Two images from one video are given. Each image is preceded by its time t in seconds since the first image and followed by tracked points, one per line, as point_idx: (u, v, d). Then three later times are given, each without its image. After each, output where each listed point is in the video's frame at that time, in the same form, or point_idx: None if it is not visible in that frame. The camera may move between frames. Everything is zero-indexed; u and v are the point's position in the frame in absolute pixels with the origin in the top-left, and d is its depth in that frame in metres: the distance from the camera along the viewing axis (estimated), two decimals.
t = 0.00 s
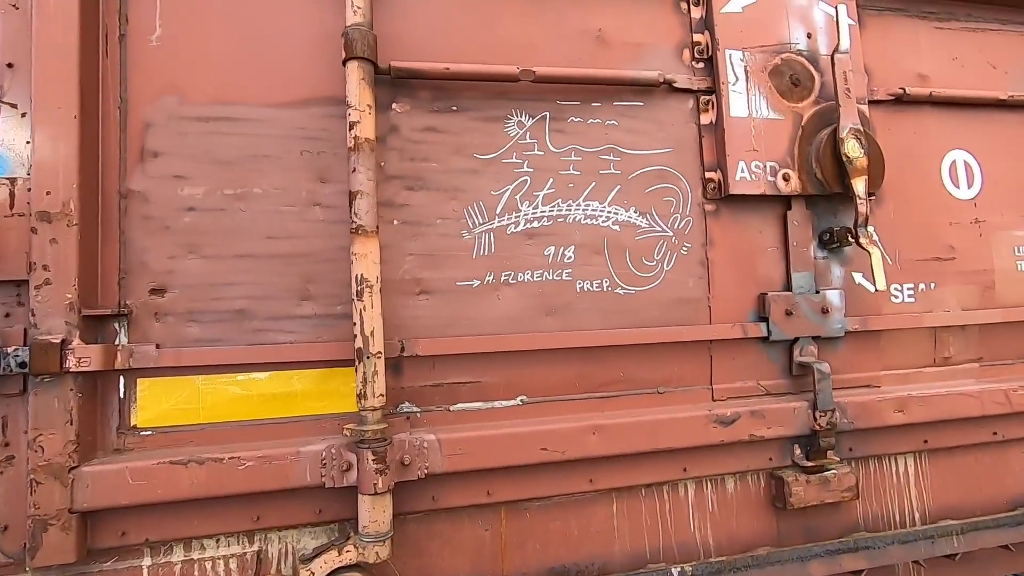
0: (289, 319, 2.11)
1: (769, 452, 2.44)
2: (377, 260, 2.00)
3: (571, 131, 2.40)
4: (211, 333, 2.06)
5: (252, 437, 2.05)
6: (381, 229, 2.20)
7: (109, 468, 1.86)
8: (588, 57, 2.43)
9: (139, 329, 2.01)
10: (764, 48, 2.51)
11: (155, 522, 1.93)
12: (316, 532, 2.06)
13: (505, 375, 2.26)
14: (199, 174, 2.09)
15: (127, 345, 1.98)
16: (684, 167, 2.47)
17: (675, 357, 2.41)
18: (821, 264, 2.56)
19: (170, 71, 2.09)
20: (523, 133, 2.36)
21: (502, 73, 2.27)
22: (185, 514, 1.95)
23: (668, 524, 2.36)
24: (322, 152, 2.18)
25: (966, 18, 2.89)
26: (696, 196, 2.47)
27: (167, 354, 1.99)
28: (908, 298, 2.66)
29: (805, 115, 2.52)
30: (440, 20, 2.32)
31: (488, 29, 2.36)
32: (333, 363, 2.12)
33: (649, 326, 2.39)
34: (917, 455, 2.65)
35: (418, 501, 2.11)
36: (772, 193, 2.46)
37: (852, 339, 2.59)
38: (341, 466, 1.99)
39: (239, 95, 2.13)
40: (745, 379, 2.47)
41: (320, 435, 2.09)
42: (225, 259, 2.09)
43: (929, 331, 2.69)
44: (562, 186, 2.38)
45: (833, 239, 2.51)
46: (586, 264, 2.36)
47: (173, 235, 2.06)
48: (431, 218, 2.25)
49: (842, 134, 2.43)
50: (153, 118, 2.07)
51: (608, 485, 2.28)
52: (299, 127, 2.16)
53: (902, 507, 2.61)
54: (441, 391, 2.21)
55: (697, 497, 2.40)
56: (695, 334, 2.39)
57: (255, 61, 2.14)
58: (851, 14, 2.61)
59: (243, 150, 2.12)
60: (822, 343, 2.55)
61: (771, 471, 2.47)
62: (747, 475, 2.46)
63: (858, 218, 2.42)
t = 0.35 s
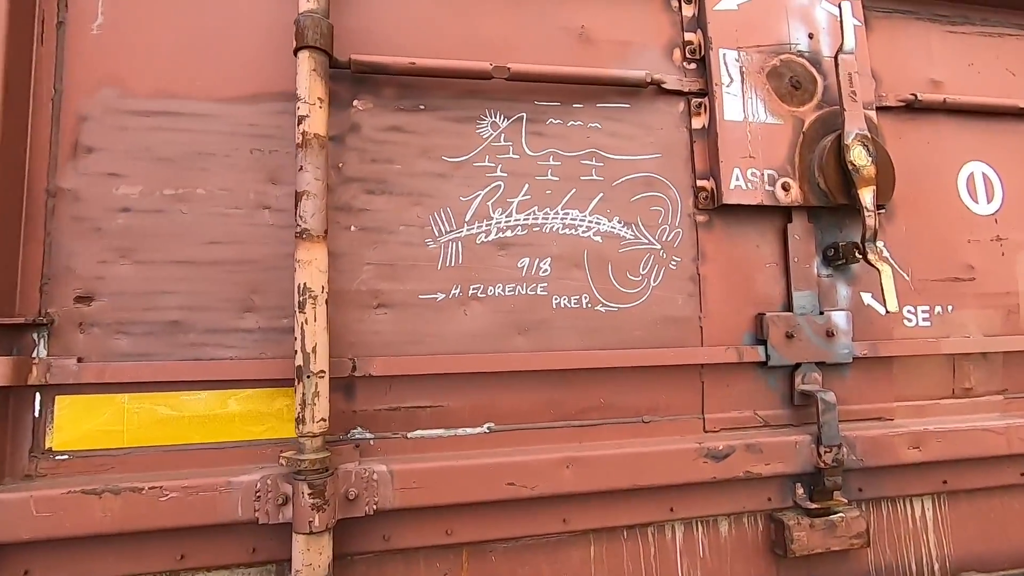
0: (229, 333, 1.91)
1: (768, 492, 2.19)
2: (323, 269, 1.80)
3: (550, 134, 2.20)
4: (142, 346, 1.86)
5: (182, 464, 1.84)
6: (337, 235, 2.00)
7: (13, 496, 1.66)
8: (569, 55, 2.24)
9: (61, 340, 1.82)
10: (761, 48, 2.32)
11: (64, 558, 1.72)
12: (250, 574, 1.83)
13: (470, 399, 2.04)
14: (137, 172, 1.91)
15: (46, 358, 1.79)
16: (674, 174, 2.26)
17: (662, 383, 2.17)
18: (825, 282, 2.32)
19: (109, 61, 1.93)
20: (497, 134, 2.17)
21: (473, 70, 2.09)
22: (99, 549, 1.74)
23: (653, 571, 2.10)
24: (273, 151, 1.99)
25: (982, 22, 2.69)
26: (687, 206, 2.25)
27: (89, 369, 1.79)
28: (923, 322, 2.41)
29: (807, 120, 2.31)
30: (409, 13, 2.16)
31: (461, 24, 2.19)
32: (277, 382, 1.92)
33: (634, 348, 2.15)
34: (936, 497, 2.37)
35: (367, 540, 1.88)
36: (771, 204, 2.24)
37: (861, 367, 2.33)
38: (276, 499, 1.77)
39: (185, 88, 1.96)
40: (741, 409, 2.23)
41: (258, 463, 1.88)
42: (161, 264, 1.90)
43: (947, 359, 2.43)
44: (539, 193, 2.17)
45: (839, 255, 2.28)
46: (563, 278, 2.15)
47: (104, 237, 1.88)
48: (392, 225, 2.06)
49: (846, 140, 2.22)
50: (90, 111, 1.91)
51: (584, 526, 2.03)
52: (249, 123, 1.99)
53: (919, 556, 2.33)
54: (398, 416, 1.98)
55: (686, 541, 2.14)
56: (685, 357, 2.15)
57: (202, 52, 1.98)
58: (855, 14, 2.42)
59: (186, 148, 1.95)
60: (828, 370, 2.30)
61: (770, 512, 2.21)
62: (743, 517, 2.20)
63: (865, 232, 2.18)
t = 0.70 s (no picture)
0: (193, 347, 1.84)
1: (768, 515, 2.04)
2: (286, 281, 1.72)
3: (532, 137, 2.11)
4: (103, 362, 1.79)
5: (142, 485, 1.76)
6: (308, 245, 1.92)
7: None
8: (552, 55, 2.15)
9: (20, 356, 1.76)
10: (755, 45, 2.20)
11: None
12: None
13: (447, 416, 1.93)
14: (101, 182, 1.85)
15: (3, 375, 1.73)
16: (663, 178, 2.15)
17: (651, 399, 2.05)
18: (828, 291, 2.18)
19: (74, 67, 1.87)
20: (476, 138, 2.08)
21: (450, 72, 2.02)
22: None
23: None
24: (242, 158, 1.93)
25: (995, 14, 2.54)
26: (678, 212, 2.14)
27: (46, 386, 1.72)
28: (936, 332, 2.26)
29: (805, 119, 2.18)
30: (384, 16, 2.09)
31: (439, 26, 2.11)
32: (241, 399, 1.83)
33: (622, 362, 2.03)
34: (954, 522, 2.19)
35: (336, 566, 1.78)
36: (767, 208, 2.11)
37: (869, 381, 2.18)
38: (236, 523, 1.68)
39: (152, 95, 1.90)
40: (738, 426, 2.09)
41: (224, 483, 1.81)
42: (125, 277, 1.83)
43: (963, 372, 2.27)
44: (520, 200, 2.07)
45: (841, 262, 2.14)
46: (546, 288, 2.04)
47: (66, 249, 1.81)
48: (365, 233, 1.97)
49: (848, 139, 2.08)
50: (55, 120, 1.85)
51: (569, 552, 1.90)
52: (216, 130, 1.92)
53: None
54: (370, 434, 1.89)
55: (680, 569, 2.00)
56: (676, 372, 2.03)
57: (170, 58, 1.92)
58: (856, 8, 2.30)
59: (151, 156, 1.88)
60: (833, 384, 2.15)
61: (771, 538, 2.06)
62: (742, 542, 2.05)
63: (871, 237, 2.04)
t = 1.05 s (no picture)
0: (165, 360, 1.83)
1: (757, 533, 1.96)
2: (253, 293, 1.70)
3: (511, 144, 2.07)
4: (75, 376, 1.79)
5: (113, 499, 1.75)
6: (280, 257, 1.90)
7: None
8: (531, 61, 2.12)
9: None
10: (740, 46, 2.14)
11: None
12: None
13: (422, 429, 1.89)
14: (75, 195, 1.86)
15: None
16: (646, 184, 2.09)
17: (634, 412, 1.99)
18: (820, 298, 2.10)
19: (50, 82, 1.88)
20: (452, 146, 2.04)
21: (424, 80, 1.99)
22: None
23: None
24: (215, 170, 1.92)
25: (999, 9, 2.43)
26: (661, 219, 2.08)
27: (17, 400, 1.73)
28: (937, 341, 2.16)
29: (794, 121, 2.11)
30: (360, 25, 2.07)
31: (416, 34, 2.09)
32: (212, 412, 1.81)
33: (603, 373, 1.98)
34: (959, 540, 2.08)
35: None
36: (753, 214, 2.04)
37: (866, 392, 2.08)
38: (202, 540, 1.66)
39: (126, 109, 1.91)
40: (726, 440, 2.01)
41: (193, 498, 1.78)
42: (98, 290, 1.83)
43: (967, 383, 2.16)
44: (498, 208, 2.03)
45: (833, 268, 2.06)
46: (524, 298, 1.99)
47: (40, 263, 1.81)
48: (339, 243, 1.94)
49: (837, 142, 2.01)
50: (31, 135, 1.86)
51: (546, 570, 1.84)
52: (190, 142, 1.92)
53: None
54: (343, 448, 1.85)
55: None
56: (659, 383, 1.96)
57: (145, 71, 1.93)
58: (847, 6, 2.23)
59: (126, 169, 1.89)
60: (826, 396, 2.06)
61: (761, 556, 1.98)
62: (730, 560, 1.97)
63: (862, 242, 1.96)
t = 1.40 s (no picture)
0: (153, 365, 1.84)
1: (750, 540, 1.91)
2: (236, 299, 1.71)
3: (497, 148, 2.06)
4: (64, 382, 1.81)
5: (101, 504, 1.76)
6: (267, 262, 1.91)
7: None
8: (517, 64, 2.12)
9: None
10: (729, 45, 2.12)
11: None
12: None
13: (407, 434, 1.88)
14: (66, 204, 1.89)
15: None
16: (635, 186, 2.07)
17: (624, 416, 1.95)
18: (814, 300, 2.06)
19: (43, 93, 1.92)
20: (438, 150, 2.04)
21: (409, 85, 1.99)
22: None
23: None
24: (203, 177, 1.94)
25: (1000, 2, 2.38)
26: (650, 220, 2.05)
27: (8, 406, 1.75)
28: (938, 343, 2.10)
29: (785, 120, 2.08)
30: (347, 32, 2.09)
31: (402, 40, 2.11)
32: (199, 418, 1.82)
33: (591, 377, 1.95)
34: (963, 549, 2.01)
35: None
36: (744, 214, 2.01)
37: (864, 396, 2.03)
38: (185, 545, 1.66)
39: (116, 118, 1.94)
40: (719, 445, 1.96)
41: (180, 502, 1.79)
42: (88, 297, 1.85)
43: (970, 386, 2.10)
44: (485, 212, 2.02)
45: (828, 269, 2.01)
46: (511, 301, 1.97)
47: (32, 271, 1.84)
48: (325, 249, 1.94)
49: (829, 140, 1.96)
50: (24, 145, 1.90)
51: None
52: (179, 150, 1.94)
53: None
54: (328, 453, 1.84)
55: None
56: (649, 387, 1.92)
57: (135, 82, 1.96)
58: (840, 3, 2.19)
59: (116, 177, 1.91)
60: (822, 399, 2.01)
61: (756, 564, 1.93)
62: (723, 568, 1.93)
63: (856, 242, 1.91)
